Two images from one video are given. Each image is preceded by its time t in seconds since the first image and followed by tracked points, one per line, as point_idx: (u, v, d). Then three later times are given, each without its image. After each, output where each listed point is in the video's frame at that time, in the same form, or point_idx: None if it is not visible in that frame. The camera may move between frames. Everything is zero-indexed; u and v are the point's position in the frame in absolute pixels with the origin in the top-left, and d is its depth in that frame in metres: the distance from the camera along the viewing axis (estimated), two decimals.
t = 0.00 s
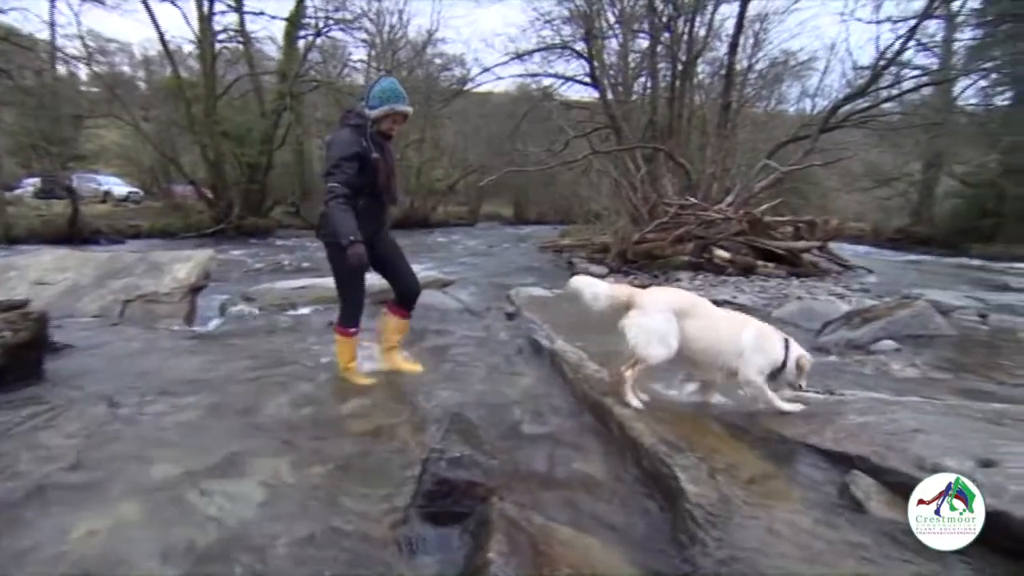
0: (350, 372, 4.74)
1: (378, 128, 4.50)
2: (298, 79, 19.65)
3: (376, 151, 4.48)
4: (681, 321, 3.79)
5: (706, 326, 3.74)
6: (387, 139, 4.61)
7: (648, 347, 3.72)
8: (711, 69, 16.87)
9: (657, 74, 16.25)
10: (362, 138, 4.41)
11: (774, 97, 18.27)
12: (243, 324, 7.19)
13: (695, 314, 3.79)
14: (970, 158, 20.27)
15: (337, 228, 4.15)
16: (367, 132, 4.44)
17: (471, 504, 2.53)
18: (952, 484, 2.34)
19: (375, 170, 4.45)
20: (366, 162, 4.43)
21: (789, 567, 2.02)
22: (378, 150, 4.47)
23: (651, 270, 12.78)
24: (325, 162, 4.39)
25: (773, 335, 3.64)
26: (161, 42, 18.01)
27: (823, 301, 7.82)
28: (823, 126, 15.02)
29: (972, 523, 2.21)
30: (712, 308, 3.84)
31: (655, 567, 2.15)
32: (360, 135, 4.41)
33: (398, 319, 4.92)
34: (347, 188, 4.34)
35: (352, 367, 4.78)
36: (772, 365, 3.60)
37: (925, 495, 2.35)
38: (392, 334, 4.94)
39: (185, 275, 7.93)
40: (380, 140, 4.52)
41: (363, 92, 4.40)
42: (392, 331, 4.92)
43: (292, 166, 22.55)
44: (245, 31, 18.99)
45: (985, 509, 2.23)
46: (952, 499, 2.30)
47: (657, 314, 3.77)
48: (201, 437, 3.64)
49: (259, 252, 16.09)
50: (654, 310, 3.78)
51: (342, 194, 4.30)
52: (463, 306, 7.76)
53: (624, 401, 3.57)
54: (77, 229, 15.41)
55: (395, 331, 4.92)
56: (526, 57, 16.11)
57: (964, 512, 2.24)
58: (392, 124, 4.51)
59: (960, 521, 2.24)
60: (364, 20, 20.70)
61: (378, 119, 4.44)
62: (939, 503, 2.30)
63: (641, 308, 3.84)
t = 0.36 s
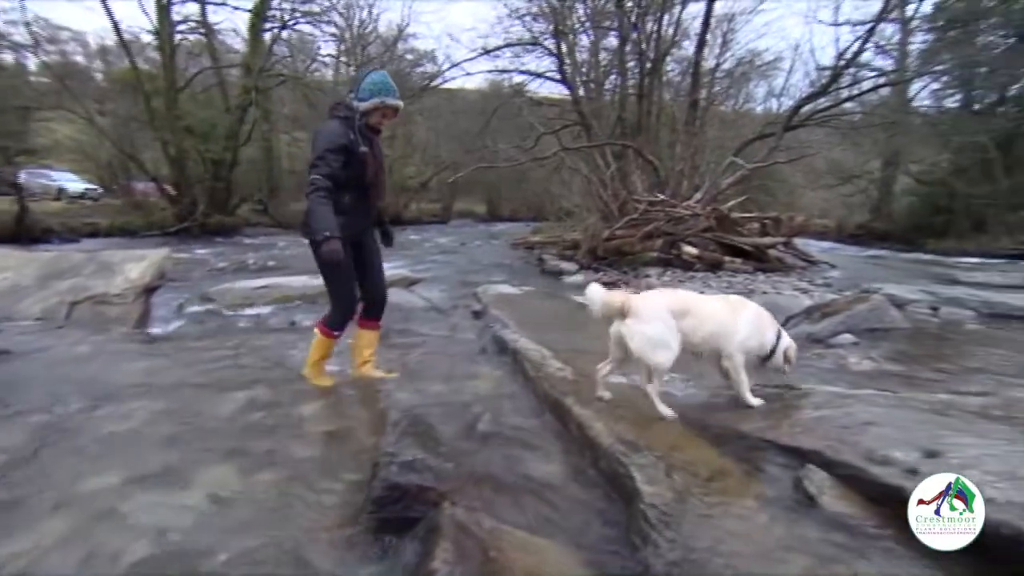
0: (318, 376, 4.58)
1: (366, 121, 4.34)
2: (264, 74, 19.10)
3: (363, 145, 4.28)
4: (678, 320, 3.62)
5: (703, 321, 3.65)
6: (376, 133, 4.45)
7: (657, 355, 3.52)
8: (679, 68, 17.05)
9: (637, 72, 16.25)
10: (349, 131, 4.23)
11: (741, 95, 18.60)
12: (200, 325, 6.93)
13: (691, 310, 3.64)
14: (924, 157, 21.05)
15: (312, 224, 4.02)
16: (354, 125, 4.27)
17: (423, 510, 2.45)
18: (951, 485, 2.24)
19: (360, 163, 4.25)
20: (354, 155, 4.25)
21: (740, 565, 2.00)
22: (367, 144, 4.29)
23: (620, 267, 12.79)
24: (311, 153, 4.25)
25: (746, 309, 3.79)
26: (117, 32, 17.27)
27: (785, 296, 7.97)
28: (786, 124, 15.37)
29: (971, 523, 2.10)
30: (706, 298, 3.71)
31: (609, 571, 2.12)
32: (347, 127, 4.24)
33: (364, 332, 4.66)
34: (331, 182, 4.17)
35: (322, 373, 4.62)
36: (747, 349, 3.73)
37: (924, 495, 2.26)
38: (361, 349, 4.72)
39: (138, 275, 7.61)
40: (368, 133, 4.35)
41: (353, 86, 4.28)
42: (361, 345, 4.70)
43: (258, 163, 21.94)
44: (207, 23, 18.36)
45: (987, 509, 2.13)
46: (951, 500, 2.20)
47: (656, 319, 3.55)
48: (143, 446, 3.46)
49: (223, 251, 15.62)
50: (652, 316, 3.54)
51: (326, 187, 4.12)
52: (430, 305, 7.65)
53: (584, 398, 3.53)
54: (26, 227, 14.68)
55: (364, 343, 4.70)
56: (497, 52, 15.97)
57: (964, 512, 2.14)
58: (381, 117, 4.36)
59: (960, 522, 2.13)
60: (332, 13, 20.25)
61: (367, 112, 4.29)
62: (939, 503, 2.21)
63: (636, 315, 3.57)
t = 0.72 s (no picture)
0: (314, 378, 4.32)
1: (337, 111, 4.03)
2: (223, 70, 18.45)
3: (330, 136, 3.99)
4: (670, 338, 3.68)
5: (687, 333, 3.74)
6: (349, 123, 4.15)
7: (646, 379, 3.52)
8: (643, 67, 17.22)
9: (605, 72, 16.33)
10: (314, 120, 3.96)
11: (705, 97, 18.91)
12: (146, 331, 6.60)
13: (678, 323, 3.71)
14: (877, 159, 21.89)
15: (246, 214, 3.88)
16: (323, 114, 3.97)
17: (363, 522, 2.35)
18: (952, 485, 2.15)
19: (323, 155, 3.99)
20: (318, 146, 3.99)
21: (684, 569, 1.97)
22: (335, 134, 4.01)
23: (586, 267, 12.80)
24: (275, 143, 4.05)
25: (715, 309, 3.93)
26: (61, 24, 16.39)
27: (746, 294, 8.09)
28: (747, 124, 15.69)
29: (972, 523, 2.01)
30: (682, 307, 3.79)
31: None
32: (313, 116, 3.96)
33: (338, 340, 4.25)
34: (284, 172, 3.94)
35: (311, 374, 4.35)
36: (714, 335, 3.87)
37: (924, 495, 2.14)
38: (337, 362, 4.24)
39: (79, 279, 7.21)
40: (338, 123, 4.06)
41: (323, 73, 3.97)
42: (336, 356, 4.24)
43: (218, 161, 21.19)
44: (160, 15, 17.61)
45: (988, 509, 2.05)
46: (951, 500, 2.10)
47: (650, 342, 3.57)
48: (70, 463, 3.21)
49: (179, 253, 15.03)
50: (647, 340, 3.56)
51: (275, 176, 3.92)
52: (390, 307, 7.48)
53: (538, 402, 3.46)
54: None
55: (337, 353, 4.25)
56: (463, 49, 15.78)
57: (964, 512, 2.05)
58: (352, 107, 4.03)
59: (960, 522, 2.04)
60: (294, 8, 19.72)
61: (337, 102, 3.97)
62: (939, 503, 2.10)
63: (631, 340, 3.57)
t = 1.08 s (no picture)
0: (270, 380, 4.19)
1: (306, 106, 3.72)
2: (181, 65, 17.73)
3: (297, 132, 3.67)
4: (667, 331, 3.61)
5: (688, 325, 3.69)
6: (321, 119, 3.83)
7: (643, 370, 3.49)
8: (611, 67, 17.35)
9: (572, 72, 16.35)
10: (280, 115, 3.64)
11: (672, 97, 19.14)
12: (89, 336, 6.26)
13: (675, 314, 3.64)
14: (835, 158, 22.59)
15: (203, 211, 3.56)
16: (290, 110, 3.66)
17: (303, 535, 2.25)
18: (951, 484, 2.07)
19: (289, 152, 3.66)
20: (284, 143, 3.65)
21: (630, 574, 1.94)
22: (302, 130, 3.68)
23: (553, 265, 12.76)
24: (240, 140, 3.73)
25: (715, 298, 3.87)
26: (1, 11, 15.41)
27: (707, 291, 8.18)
28: (711, 124, 15.98)
29: (972, 523, 1.94)
30: (683, 296, 3.75)
31: None
32: (280, 111, 3.65)
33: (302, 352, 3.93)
34: (247, 169, 3.60)
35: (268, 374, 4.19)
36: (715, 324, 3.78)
37: (924, 495, 2.06)
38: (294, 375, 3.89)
39: (15, 283, 6.79)
40: (308, 118, 3.73)
41: (290, 66, 3.70)
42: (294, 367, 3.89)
43: (176, 159, 20.37)
44: (112, 5, 16.77)
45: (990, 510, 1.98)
46: (952, 499, 2.01)
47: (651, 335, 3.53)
48: None
49: (133, 255, 14.40)
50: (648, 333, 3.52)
51: (236, 173, 3.57)
52: (351, 309, 7.29)
53: (491, 406, 3.37)
54: None
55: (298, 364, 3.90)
56: (430, 46, 15.59)
57: (964, 512, 1.97)
58: (323, 100, 3.72)
59: (960, 522, 1.96)
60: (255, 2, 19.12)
61: (305, 96, 3.67)
62: (941, 503, 2.01)
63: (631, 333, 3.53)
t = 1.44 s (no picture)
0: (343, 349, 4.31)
1: (286, 102, 3.50)
2: (136, 58, 17.06)
3: (278, 131, 3.45)
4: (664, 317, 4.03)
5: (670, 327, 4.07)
6: (299, 118, 3.64)
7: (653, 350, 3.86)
8: (577, 64, 17.17)
9: (542, 70, 16.50)
10: (262, 110, 3.37)
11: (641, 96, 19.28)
12: (29, 342, 5.93)
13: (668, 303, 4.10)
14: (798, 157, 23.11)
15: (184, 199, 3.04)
16: (270, 105, 3.41)
17: (237, 551, 2.14)
18: (949, 483, 1.93)
19: (270, 150, 3.43)
20: (265, 140, 3.41)
21: None
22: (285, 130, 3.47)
23: (522, 263, 12.71)
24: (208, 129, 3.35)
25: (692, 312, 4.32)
26: None
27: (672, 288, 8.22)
28: (677, 123, 16.22)
29: (972, 523, 1.81)
30: (678, 293, 4.15)
31: None
32: (262, 105, 3.38)
33: (256, 364, 3.65)
34: (227, 164, 3.26)
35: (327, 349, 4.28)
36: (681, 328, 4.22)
37: (924, 494, 1.92)
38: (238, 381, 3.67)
39: None
40: (289, 116, 3.53)
41: (270, 57, 3.43)
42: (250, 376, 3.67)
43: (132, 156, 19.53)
44: None
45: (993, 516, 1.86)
46: (952, 499, 1.87)
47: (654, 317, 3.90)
48: None
49: (85, 255, 13.78)
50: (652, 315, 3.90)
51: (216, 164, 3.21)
52: (312, 309, 7.09)
53: (447, 410, 3.27)
54: None
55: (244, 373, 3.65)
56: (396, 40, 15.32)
57: (965, 512, 1.83)
58: (304, 99, 3.53)
59: (960, 522, 1.82)
60: None
61: (287, 92, 3.45)
62: (939, 502, 1.88)
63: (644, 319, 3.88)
